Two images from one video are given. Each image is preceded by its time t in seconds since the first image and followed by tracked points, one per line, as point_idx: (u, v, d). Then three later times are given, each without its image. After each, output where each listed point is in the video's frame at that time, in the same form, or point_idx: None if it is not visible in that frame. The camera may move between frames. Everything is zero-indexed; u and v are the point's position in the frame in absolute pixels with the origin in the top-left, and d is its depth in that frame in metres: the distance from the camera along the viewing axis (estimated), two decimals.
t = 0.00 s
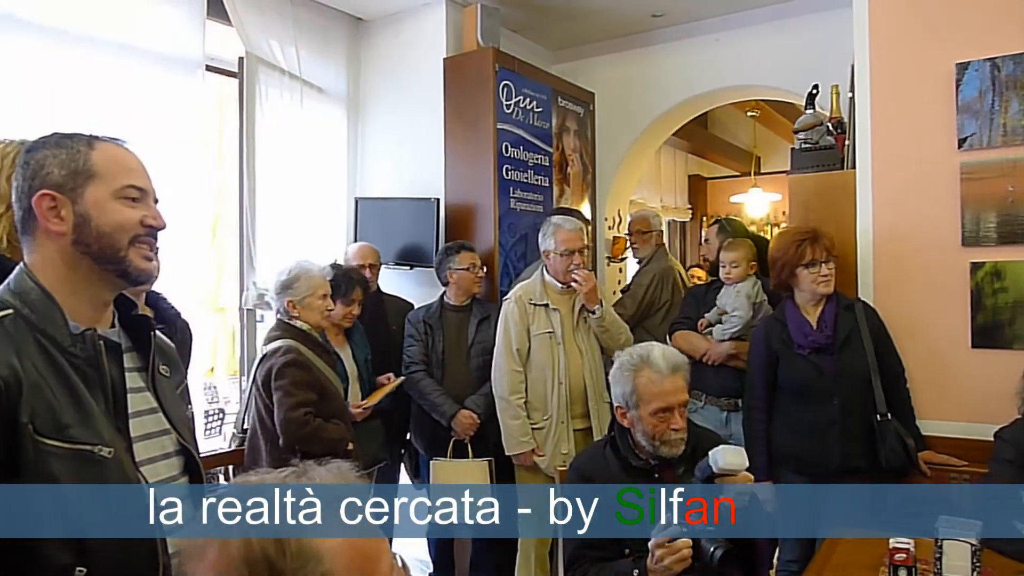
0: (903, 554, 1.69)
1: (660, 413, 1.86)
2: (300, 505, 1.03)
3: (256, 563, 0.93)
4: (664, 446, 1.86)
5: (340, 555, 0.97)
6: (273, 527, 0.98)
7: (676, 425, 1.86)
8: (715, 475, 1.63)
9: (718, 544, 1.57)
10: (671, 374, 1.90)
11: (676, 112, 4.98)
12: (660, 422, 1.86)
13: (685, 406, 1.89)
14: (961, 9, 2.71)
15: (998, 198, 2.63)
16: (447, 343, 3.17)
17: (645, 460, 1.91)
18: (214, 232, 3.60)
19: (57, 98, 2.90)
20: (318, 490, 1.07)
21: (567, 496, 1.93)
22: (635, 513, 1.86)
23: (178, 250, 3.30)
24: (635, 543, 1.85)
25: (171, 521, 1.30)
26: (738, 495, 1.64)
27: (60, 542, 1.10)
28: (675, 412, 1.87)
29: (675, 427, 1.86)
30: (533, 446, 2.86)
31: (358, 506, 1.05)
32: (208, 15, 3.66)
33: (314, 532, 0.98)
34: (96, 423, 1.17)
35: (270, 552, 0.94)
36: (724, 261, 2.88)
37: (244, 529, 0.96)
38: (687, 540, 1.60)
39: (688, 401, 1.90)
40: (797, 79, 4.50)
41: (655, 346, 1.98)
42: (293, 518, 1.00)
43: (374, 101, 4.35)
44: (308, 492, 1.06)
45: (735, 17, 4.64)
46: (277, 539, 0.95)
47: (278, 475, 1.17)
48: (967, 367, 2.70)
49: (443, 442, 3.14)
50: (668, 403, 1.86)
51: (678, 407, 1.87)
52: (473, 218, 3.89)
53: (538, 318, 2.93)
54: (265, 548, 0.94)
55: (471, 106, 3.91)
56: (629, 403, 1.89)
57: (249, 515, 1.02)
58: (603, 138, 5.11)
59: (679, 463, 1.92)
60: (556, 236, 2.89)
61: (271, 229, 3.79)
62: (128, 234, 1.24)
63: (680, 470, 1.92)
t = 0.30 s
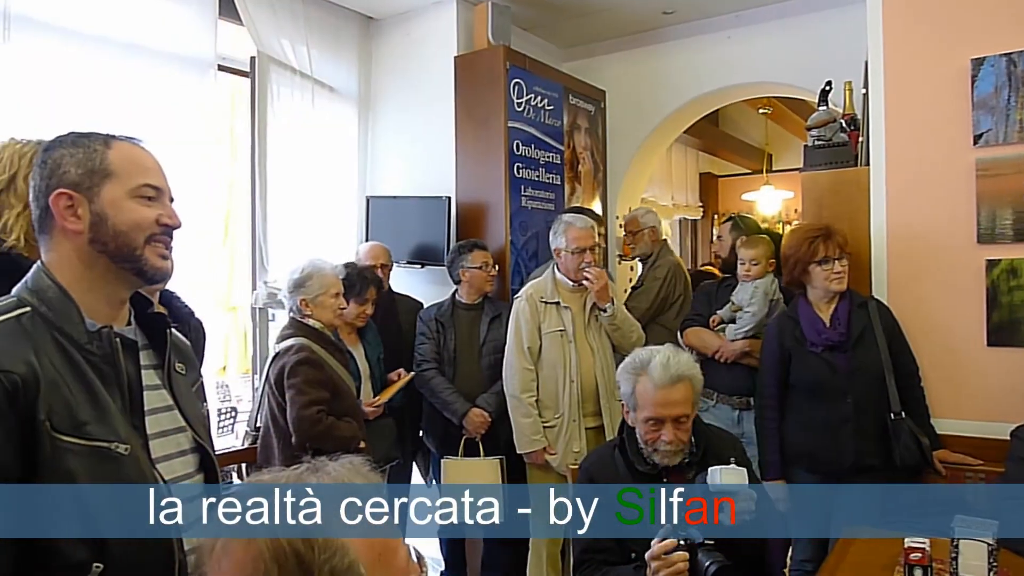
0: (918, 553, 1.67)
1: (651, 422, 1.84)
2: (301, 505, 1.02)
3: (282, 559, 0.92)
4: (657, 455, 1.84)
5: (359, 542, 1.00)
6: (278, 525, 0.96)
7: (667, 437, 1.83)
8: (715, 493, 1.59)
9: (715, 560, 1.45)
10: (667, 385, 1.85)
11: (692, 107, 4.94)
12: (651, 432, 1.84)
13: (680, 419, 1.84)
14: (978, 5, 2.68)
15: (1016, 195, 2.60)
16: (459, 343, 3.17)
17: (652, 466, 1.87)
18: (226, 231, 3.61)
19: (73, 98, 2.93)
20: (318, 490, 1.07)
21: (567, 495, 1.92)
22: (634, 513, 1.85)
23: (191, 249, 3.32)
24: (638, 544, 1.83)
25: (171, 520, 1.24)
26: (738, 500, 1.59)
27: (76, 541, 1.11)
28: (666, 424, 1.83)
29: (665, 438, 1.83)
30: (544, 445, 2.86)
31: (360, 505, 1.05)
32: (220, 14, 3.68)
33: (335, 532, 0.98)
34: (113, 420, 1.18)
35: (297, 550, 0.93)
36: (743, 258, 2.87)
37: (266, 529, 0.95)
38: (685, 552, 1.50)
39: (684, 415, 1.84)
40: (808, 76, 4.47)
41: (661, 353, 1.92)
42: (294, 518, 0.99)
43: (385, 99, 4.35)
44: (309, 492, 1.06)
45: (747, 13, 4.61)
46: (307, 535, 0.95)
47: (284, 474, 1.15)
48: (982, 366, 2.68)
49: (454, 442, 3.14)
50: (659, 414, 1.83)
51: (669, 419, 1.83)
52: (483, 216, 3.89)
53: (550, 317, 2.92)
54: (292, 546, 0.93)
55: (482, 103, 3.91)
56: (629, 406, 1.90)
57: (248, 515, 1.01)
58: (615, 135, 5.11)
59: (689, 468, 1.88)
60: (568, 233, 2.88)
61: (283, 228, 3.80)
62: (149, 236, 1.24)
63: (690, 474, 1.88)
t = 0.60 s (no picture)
0: (932, 552, 1.66)
1: (634, 426, 1.86)
2: (300, 505, 1.01)
3: (294, 557, 0.93)
4: (644, 458, 1.85)
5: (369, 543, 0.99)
6: (282, 526, 0.97)
7: (648, 442, 1.83)
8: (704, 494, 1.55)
9: (705, 560, 1.45)
10: (648, 391, 1.84)
11: (704, 104, 4.89)
12: (635, 436, 1.86)
13: (662, 426, 1.82)
14: None
15: None
16: (470, 340, 3.17)
17: (652, 470, 1.86)
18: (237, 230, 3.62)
19: (86, 97, 2.95)
20: (318, 490, 1.05)
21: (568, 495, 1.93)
22: (635, 513, 1.84)
23: (202, 247, 3.33)
24: (639, 545, 1.82)
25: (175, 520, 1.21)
26: (737, 499, 1.55)
27: (91, 540, 1.12)
28: (647, 429, 1.83)
29: (646, 444, 1.83)
30: (553, 442, 2.86)
31: (360, 505, 1.03)
32: (230, 13, 3.69)
33: (351, 531, 0.98)
34: (127, 419, 1.18)
35: (308, 550, 0.93)
36: (758, 255, 2.86)
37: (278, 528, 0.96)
38: (677, 554, 1.51)
39: (665, 421, 1.82)
40: (820, 71, 4.45)
41: (650, 357, 1.92)
42: (294, 518, 0.98)
43: (394, 98, 4.36)
44: (309, 492, 1.04)
45: (759, 9, 4.58)
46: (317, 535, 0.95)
47: (286, 473, 1.15)
48: (997, 363, 2.65)
49: (465, 439, 3.15)
50: (640, 419, 1.84)
51: (648, 426, 1.83)
52: (494, 213, 3.89)
53: (559, 314, 2.92)
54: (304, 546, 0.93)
55: (492, 102, 3.91)
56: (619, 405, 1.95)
57: (249, 516, 1.01)
58: (626, 132, 5.09)
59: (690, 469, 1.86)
60: (577, 230, 2.89)
61: (293, 227, 3.81)
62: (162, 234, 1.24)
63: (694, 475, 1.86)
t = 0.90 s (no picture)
0: (940, 552, 1.65)
1: (636, 422, 1.86)
2: (300, 505, 1.01)
3: (301, 554, 0.93)
4: (647, 455, 1.84)
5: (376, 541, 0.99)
6: (284, 527, 0.96)
7: (652, 438, 1.83)
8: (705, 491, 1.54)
9: (710, 556, 1.45)
10: (650, 385, 1.85)
11: (711, 101, 4.88)
12: (638, 433, 1.86)
13: (665, 420, 1.83)
14: None
15: None
16: (478, 339, 3.17)
17: (654, 469, 1.85)
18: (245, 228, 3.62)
19: (95, 96, 2.96)
20: (318, 489, 1.05)
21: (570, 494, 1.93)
22: (635, 514, 1.84)
23: (209, 245, 3.34)
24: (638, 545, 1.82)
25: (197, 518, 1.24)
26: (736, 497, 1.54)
27: (101, 537, 1.12)
28: (650, 425, 1.83)
29: (650, 439, 1.83)
30: (557, 442, 2.85)
31: (360, 506, 1.02)
32: (238, 12, 3.70)
33: (358, 531, 0.98)
34: (136, 416, 1.19)
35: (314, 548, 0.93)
36: (764, 253, 2.83)
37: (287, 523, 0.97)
38: (681, 551, 1.51)
39: (668, 415, 1.82)
40: (828, 69, 4.43)
41: (650, 353, 1.93)
42: (294, 518, 0.98)
43: (401, 96, 4.35)
44: (309, 491, 1.04)
45: (767, 7, 4.57)
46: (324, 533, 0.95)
47: (292, 471, 1.15)
48: (1007, 363, 2.64)
49: (473, 438, 3.16)
50: (643, 415, 1.84)
51: (651, 422, 1.83)
52: (501, 211, 3.89)
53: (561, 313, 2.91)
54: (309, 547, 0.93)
55: (499, 100, 3.90)
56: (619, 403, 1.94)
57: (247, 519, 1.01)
58: (634, 129, 5.08)
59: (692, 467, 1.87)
60: (586, 228, 2.86)
61: (300, 224, 3.81)
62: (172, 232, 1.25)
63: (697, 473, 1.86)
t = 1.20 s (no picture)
0: (957, 552, 1.64)
1: (650, 416, 1.85)
2: (301, 505, 1.01)
3: (321, 550, 0.93)
4: (660, 450, 1.83)
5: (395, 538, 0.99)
6: (283, 527, 0.97)
7: (665, 433, 1.82)
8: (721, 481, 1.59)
9: (724, 545, 1.45)
10: (663, 379, 1.85)
11: (725, 97, 4.84)
12: (651, 427, 1.85)
13: (678, 415, 1.82)
14: None
15: None
16: (491, 337, 3.18)
17: (668, 463, 1.84)
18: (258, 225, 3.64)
19: (111, 94, 2.99)
20: (319, 489, 1.04)
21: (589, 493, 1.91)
22: (635, 514, 1.84)
23: (222, 243, 3.36)
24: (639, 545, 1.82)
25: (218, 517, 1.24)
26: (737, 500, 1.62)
27: (124, 529, 1.13)
28: (663, 419, 1.83)
29: (663, 434, 1.82)
30: (569, 442, 2.83)
31: (360, 506, 1.01)
32: (252, 10, 3.71)
33: (381, 531, 0.98)
34: (155, 411, 1.19)
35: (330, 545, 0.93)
36: (778, 251, 2.82)
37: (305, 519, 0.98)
38: (696, 541, 1.51)
39: (681, 410, 1.82)
40: (843, 65, 4.40)
41: (664, 349, 1.93)
42: (294, 518, 0.99)
43: (413, 94, 4.35)
44: (309, 491, 1.04)
45: (781, 3, 4.54)
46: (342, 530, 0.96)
47: (306, 471, 1.11)
48: None
49: (487, 436, 3.17)
50: (656, 410, 1.84)
51: (664, 416, 1.82)
52: (514, 208, 3.89)
53: (568, 313, 2.90)
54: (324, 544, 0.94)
55: (513, 96, 3.89)
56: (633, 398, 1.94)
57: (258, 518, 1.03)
58: (647, 126, 5.06)
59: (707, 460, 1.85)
60: (596, 226, 2.86)
61: (314, 221, 3.83)
62: (191, 229, 1.25)
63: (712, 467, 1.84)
